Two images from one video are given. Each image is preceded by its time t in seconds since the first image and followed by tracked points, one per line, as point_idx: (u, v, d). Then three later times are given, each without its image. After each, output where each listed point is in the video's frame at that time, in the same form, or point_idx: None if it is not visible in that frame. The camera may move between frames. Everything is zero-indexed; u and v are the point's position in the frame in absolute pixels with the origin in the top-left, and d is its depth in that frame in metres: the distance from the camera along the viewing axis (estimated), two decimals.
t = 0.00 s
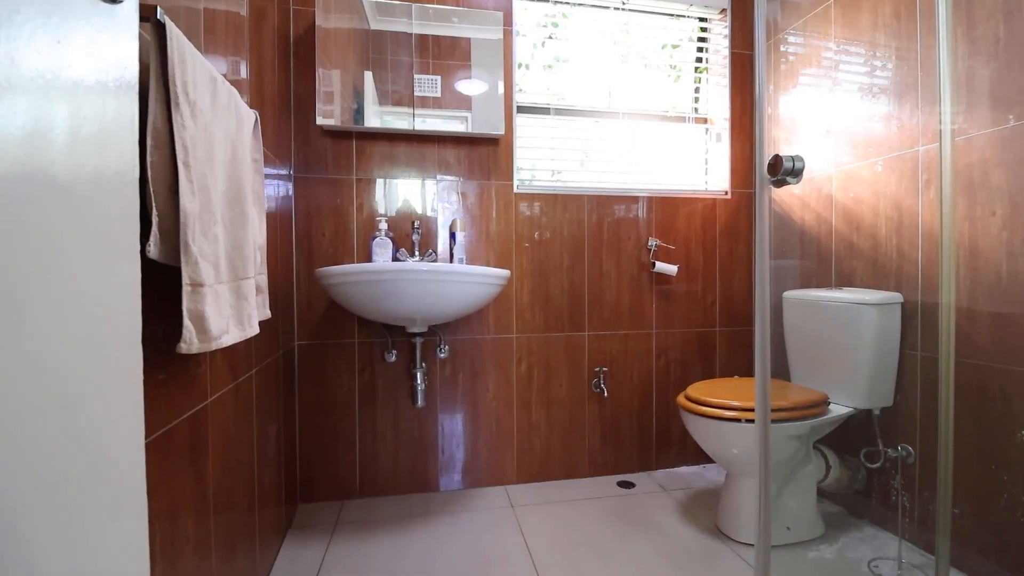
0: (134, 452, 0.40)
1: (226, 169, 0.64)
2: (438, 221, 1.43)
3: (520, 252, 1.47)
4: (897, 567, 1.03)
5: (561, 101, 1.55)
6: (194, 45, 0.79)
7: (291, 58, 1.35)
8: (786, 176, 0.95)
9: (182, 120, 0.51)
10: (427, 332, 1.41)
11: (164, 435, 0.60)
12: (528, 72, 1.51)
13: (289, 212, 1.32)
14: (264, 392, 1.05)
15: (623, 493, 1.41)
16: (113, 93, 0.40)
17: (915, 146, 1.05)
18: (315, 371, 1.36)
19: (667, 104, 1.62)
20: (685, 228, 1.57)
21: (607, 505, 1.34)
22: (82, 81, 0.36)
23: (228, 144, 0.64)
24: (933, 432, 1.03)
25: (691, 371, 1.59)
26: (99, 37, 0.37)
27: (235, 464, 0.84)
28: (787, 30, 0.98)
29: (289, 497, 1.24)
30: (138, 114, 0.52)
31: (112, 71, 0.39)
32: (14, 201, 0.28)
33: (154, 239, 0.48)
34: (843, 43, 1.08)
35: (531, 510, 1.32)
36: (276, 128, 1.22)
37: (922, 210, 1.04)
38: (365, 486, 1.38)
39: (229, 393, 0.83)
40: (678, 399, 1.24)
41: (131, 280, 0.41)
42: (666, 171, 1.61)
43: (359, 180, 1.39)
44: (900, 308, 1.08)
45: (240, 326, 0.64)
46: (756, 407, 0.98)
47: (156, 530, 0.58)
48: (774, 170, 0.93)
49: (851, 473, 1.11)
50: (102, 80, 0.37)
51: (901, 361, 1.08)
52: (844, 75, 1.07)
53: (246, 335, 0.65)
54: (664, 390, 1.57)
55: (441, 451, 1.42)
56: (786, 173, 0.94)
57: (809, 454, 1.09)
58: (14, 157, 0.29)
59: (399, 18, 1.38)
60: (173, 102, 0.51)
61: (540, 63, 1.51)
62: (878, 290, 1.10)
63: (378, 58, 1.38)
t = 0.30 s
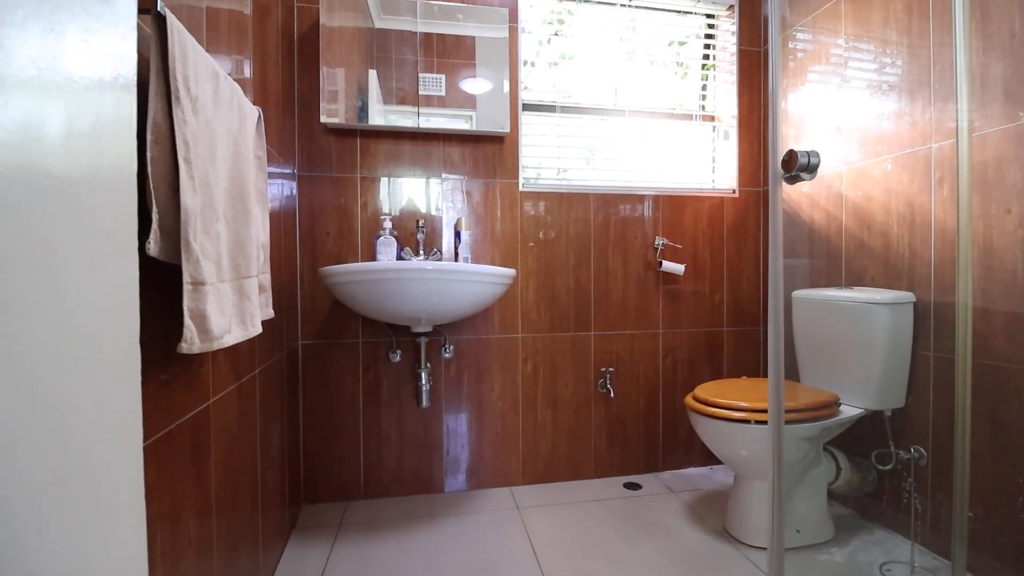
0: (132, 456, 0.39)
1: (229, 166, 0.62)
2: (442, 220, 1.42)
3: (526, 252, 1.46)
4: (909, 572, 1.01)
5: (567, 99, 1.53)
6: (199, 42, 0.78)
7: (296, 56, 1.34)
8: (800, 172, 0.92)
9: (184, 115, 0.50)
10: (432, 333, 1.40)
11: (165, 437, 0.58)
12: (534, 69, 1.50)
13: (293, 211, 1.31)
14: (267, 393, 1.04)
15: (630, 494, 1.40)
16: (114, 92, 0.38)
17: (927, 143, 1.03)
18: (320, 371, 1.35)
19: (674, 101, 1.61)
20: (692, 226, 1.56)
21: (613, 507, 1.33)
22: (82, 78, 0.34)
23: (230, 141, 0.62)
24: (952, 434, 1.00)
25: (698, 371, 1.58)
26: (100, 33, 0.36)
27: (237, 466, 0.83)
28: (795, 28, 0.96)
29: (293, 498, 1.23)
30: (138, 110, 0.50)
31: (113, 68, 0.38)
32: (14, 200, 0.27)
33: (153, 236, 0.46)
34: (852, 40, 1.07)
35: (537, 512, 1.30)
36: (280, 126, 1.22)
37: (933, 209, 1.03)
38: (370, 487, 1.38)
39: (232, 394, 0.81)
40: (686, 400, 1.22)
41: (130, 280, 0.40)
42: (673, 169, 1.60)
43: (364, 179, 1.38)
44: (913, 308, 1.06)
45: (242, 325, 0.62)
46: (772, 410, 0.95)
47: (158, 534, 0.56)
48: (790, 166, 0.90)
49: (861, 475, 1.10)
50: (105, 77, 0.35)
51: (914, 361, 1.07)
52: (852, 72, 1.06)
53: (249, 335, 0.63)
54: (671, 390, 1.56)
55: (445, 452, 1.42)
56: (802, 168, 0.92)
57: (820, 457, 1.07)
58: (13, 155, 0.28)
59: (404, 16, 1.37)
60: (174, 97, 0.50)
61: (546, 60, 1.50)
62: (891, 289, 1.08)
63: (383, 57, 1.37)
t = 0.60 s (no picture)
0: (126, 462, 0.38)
1: (226, 163, 0.61)
2: (444, 220, 1.40)
3: (529, 252, 1.44)
4: None
5: (570, 96, 1.52)
6: (198, 38, 0.77)
7: (297, 54, 1.33)
8: (815, 168, 0.86)
9: (178, 110, 0.48)
10: (434, 333, 1.38)
11: (162, 441, 0.57)
12: (537, 67, 1.48)
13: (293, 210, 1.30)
14: (266, 395, 1.02)
15: (634, 497, 1.38)
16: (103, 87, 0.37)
17: (938, 141, 1.01)
18: (320, 373, 1.34)
19: (679, 99, 1.59)
20: (697, 225, 1.54)
21: (617, 510, 1.31)
22: (68, 74, 0.32)
23: (227, 138, 0.61)
24: (963, 437, 0.99)
25: (703, 372, 1.56)
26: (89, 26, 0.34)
27: (236, 469, 0.81)
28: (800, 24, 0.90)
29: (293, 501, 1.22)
30: (131, 105, 0.49)
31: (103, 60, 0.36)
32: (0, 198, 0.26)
33: (146, 234, 0.45)
34: (860, 37, 1.04)
35: (540, 514, 1.29)
36: (280, 124, 1.20)
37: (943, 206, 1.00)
38: (371, 489, 1.36)
39: (230, 396, 0.80)
40: (691, 401, 1.21)
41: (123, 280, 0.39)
42: (678, 168, 1.58)
43: (365, 177, 1.37)
44: (923, 307, 1.05)
45: (239, 326, 0.61)
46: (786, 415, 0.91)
47: (154, 543, 0.54)
48: (803, 161, 0.85)
49: (871, 479, 1.07)
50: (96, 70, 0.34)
51: (925, 361, 1.05)
52: (859, 69, 1.02)
53: (247, 336, 0.62)
54: (676, 391, 1.54)
55: (448, 453, 1.40)
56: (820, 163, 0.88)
57: (829, 460, 1.03)
58: None
59: (405, 14, 1.36)
60: (168, 91, 0.48)
61: (549, 57, 1.48)
62: (900, 288, 1.07)
63: (384, 55, 1.36)
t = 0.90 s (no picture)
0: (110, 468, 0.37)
1: (218, 158, 0.59)
2: (444, 219, 1.39)
3: (530, 251, 1.42)
4: None
5: (572, 93, 1.50)
6: (192, 32, 0.75)
7: (294, 52, 1.32)
8: (825, 163, 0.82)
9: (166, 102, 0.47)
10: (433, 333, 1.36)
11: (153, 446, 0.55)
12: (538, 63, 1.46)
13: (291, 209, 1.28)
14: (262, 396, 1.01)
15: (637, 500, 1.37)
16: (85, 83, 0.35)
17: (947, 137, 0.99)
18: (318, 373, 1.32)
19: (681, 97, 1.57)
20: (700, 225, 1.52)
21: (619, 513, 1.29)
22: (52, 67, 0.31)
23: (219, 133, 0.59)
24: (972, 439, 0.97)
25: (707, 372, 1.54)
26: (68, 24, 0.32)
27: (230, 473, 0.80)
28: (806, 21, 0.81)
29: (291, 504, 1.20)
30: (117, 97, 0.47)
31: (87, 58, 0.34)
32: None
33: (131, 230, 0.43)
34: (865, 34, 0.96)
35: (541, 517, 1.27)
36: (277, 122, 1.19)
37: (952, 207, 0.99)
38: (370, 491, 1.35)
39: (224, 398, 0.78)
40: (695, 402, 1.19)
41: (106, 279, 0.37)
42: (680, 167, 1.56)
43: (364, 175, 1.35)
44: (933, 308, 1.03)
45: (231, 327, 0.59)
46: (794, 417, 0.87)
47: (144, 550, 0.53)
48: (814, 157, 0.81)
49: (877, 482, 1.04)
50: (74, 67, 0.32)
51: (934, 362, 1.03)
52: (864, 69, 0.95)
53: (238, 337, 0.60)
54: (678, 392, 1.52)
55: (447, 455, 1.38)
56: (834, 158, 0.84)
57: (835, 461, 0.97)
58: None
59: (405, 12, 1.34)
60: (155, 83, 0.46)
61: (550, 54, 1.47)
62: (908, 288, 1.05)
63: (383, 52, 1.34)
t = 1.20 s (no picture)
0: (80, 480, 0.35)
1: (206, 153, 0.57)
2: (442, 218, 1.37)
3: (529, 251, 1.40)
4: None
5: (572, 91, 1.48)
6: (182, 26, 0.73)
7: (291, 49, 1.30)
8: (836, 159, 0.81)
9: (149, 94, 0.45)
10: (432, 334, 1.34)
11: (138, 452, 0.53)
12: (538, 60, 1.44)
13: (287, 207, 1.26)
14: (256, 399, 0.99)
15: (638, 503, 1.35)
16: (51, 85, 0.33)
17: (956, 134, 0.97)
18: (315, 375, 1.30)
19: (683, 94, 1.55)
20: (702, 224, 1.50)
21: (621, 517, 1.27)
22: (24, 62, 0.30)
23: (207, 127, 0.57)
24: (982, 443, 0.94)
25: (709, 373, 1.52)
26: (51, 31, 0.32)
27: (221, 479, 0.78)
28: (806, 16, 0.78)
29: (286, 508, 1.18)
30: (97, 89, 0.45)
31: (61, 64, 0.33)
32: None
33: (110, 228, 0.41)
34: (871, 31, 0.92)
35: (541, 521, 1.25)
36: (272, 120, 1.17)
37: (961, 205, 0.96)
38: (367, 495, 1.33)
39: (215, 401, 0.76)
40: (698, 403, 1.17)
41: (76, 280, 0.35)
42: (682, 165, 1.54)
43: (362, 174, 1.33)
44: (941, 309, 1.00)
45: (219, 328, 0.57)
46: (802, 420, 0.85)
47: (129, 559, 0.51)
48: (825, 153, 0.80)
49: (884, 485, 1.02)
50: (50, 72, 0.31)
51: (942, 364, 1.01)
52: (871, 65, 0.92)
53: (227, 339, 0.58)
54: (680, 393, 1.50)
55: (446, 458, 1.36)
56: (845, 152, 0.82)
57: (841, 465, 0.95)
58: None
59: (403, 9, 1.32)
60: (137, 74, 0.44)
61: (550, 50, 1.45)
62: (916, 289, 1.03)
63: (381, 49, 1.32)
